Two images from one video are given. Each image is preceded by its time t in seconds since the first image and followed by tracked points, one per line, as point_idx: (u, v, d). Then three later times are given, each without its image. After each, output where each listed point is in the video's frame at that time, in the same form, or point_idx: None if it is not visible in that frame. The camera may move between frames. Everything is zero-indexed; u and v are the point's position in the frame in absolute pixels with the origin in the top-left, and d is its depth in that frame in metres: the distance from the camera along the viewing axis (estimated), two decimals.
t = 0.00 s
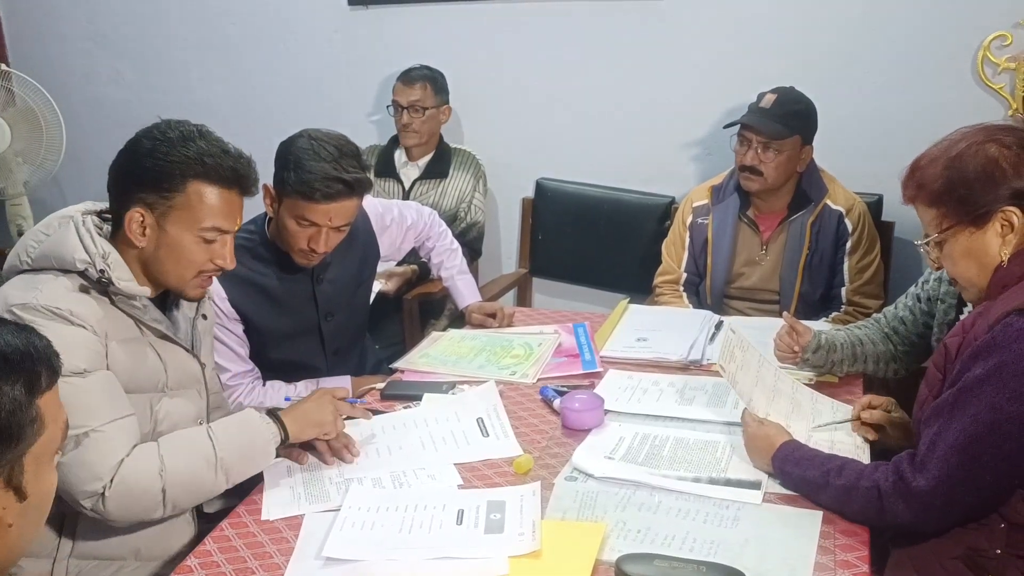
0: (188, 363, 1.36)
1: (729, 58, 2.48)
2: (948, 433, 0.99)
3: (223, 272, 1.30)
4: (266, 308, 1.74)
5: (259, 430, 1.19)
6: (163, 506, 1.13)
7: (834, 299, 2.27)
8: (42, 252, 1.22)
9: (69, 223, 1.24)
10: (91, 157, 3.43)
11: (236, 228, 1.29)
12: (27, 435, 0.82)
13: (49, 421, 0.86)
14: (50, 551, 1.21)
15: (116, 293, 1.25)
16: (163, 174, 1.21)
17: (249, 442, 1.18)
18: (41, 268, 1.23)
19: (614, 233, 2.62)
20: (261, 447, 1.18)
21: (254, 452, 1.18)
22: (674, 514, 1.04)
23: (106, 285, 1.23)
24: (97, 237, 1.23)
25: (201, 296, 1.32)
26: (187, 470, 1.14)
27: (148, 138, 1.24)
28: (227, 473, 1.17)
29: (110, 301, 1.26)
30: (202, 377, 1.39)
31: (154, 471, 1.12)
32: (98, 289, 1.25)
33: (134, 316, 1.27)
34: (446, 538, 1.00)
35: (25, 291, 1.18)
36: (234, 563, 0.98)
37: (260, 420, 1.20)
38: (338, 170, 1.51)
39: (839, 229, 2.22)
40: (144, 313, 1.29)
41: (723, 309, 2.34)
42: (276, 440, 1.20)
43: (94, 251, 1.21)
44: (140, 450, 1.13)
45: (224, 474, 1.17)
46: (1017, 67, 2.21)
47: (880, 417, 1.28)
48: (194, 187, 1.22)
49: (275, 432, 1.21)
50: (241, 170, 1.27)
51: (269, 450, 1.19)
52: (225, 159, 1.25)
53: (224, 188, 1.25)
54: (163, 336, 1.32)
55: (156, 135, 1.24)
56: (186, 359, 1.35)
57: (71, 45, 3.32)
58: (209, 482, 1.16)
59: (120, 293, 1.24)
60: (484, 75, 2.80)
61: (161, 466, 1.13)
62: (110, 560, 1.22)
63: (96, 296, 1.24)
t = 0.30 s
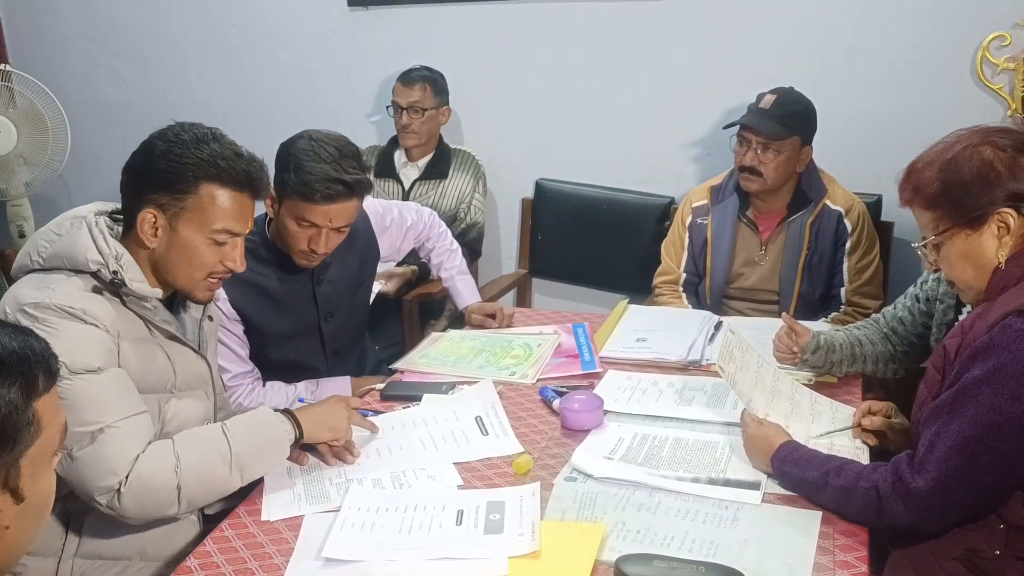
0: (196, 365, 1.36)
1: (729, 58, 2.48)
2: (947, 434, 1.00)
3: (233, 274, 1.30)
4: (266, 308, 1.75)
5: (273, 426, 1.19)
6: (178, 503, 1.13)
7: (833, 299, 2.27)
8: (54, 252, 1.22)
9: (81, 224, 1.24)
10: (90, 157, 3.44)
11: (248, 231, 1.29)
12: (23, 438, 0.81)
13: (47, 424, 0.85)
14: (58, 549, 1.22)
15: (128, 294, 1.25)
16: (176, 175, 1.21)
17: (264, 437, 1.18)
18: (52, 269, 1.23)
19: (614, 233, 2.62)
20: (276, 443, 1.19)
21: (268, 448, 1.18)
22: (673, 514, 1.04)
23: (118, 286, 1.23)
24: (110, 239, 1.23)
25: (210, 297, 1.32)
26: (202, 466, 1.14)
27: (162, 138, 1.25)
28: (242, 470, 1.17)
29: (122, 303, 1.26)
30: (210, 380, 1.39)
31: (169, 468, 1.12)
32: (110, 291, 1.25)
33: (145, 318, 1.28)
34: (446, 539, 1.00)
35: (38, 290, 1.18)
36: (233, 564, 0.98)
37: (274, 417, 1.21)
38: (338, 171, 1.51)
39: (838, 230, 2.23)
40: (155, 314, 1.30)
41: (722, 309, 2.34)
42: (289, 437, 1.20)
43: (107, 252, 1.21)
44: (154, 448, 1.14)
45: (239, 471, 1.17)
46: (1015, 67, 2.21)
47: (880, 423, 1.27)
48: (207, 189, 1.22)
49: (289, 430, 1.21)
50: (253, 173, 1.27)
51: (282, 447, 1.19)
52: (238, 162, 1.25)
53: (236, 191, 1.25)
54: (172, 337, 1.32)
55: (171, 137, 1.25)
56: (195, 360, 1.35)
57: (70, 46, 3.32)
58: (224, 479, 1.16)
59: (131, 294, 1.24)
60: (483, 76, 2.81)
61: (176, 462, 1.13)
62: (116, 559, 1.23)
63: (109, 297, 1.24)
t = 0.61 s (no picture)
0: (194, 371, 1.37)
1: (729, 57, 2.48)
2: (946, 433, 0.99)
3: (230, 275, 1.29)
4: (266, 308, 1.75)
5: (210, 442, 1.18)
6: (113, 525, 1.10)
7: (834, 298, 2.27)
8: (54, 253, 1.22)
9: (81, 225, 1.24)
10: (89, 157, 3.44)
11: (246, 230, 1.28)
12: (22, 436, 0.81)
13: (44, 421, 0.85)
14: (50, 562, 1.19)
15: (126, 296, 1.26)
16: (175, 169, 1.21)
17: (200, 455, 1.17)
18: (52, 269, 1.23)
19: (613, 233, 2.62)
20: (213, 460, 1.17)
21: (205, 466, 1.17)
22: (673, 514, 1.04)
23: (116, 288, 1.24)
24: (109, 241, 1.23)
25: (207, 297, 1.30)
26: (139, 486, 1.11)
27: (164, 135, 1.25)
28: (179, 489, 1.15)
29: (118, 304, 1.26)
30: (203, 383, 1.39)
31: (103, 491, 1.08)
32: (109, 293, 1.25)
33: (141, 320, 1.28)
34: (445, 539, 1.00)
35: (34, 292, 1.17)
36: (232, 564, 0.98)
37: (212, 432, 1.19)
38: (338, 170, 1.51)
39: (838, 229, 2.22)
40: (152, 316, 1.30)
41: (723, 308, 2.34)
42: (231, 450, 1.19)
43: (105, 253, 1.21)
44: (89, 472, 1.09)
45: (176, 490, 1.15)
46: (1016, 66, 2.21)
47: (877, 424, 1.27)
48: (205, 184, 1.22)
49: (228, 445, 1.19)
50: (253, 173, 1.27)
51: (219, 465, 1.18)
52: (237, 160, 1.25)
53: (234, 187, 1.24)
54: (170, 341, 1.33)
55: (173, 134, 1.25)
56: (192, 365, 1.36)
57: (69, 46, 3.32)
58: (162, 498, 1.14)
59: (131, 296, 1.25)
60: (483, 75, 2.80)
61: (111, 484, 1.09)
62: (114, 562, 1.22)
63: (107, 300, 1.25)
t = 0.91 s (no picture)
0: (186, 375, 1.33)
1: (728, 58, 2.48)
2: (945, 434, 0.99)
3: (219, 277, 1.29)
4: (265, 309, 1.75)
5: (177, 493, 1.12)
6: (64, 546, 1.11)
7: (833, 298, 2.27)
8: (42, 255, 1.23)
9: (71, 226, 1.24)
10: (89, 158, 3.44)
11: (236, 234, 1.28)
12: (16, 439, 0.81)
13: (40, 424, 0.85)
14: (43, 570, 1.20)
15: (115, 299, 1.24)
16: (168, 171, 1.21)
17: (163, 503, 1.12)
18: (42, 271, 1.24)
19: (613, 233, 2.62)
20: (173, 512, 1.12)
21: (163, 515, 1.12)
22: (672, 515, 1.04)
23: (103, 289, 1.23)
24: (98, 243, 1.23)
25: (196, 301, 1.30)
26: (94, 517, 1.11)
27: (160, 136, 1.26)
28: (135, 530, 1.12)
29: (107, 305, 1.25)
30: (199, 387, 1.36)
31: (60, 511, 1.10)
32: (97, 295, 1.25)
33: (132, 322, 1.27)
34: (444, 539, 1.00)
35: (21, 295, 1.18)
36: (230, 566, 0.98)
37: (183, 480, 1.13)
38: (336, 172, 1.51)
39: (837, 230, 2.23)
40: (143, 319, 1.28)
41: (722, 309, 2.34)
42: (194, 507, 1.12)
43: (93, 255, 1.21)
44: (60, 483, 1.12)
45: (131, 530, 1.12)
46: (1014, 67, 2.21)
47: (878, 429, 1.25)
48: (197, 186, 1.22)
49: (194, 500, 1.12)
50: (246, 176, 1.27)
51: (180, 518, 1.12)
52: (231, 162, 1.25)
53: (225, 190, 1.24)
54: (161, 345, 1.31)
55: (168, 135, 1.26)
56: (184, 369, 1.33)
57: (68, 47, 3.32)
58: (113, 536, 1.12)
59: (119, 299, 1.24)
60: (482, 75, 2.80)
61: (68, 507, 1.10)
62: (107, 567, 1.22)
63: (95, 302, 1.24)
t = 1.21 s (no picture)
0: (183, 379, 1.33)
1: (728, 58, 2.48)
2: (945, 433, 0.99)
3: (220, 281, 1.28)
4: (265, 310, 1.75)
5: (159, 504, 1.13)
6: (43, 553, 1.12)
7: (833, 298, 2.27)
8: (38, 259, 1.23)
9: (67, 230, 1.25)
10: (89, 158, 3.44)
11: (241, 239, 1.27)
12: (15, 439, 0.80)
13: (39, 425, 0.84)
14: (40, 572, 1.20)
15: (110, 303, 1.24)
16: (183, 170, 1.22)
17: (145, 514, 1.12)
18: (38, 275, 1.24)
19: (612, 233, 2.62)
20: (155, 523, 1.13)
21: (144, 526, 1.12)
22: (672, 515, 1.04)
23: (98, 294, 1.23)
24: (94, 246, 1.23)
25: (191, 305, 1.29)
26: (76, 526, 1.11)
27: (176, 138, 1.26)
28: (116, 539, 1.13)
29: (103, 311, 1.25)
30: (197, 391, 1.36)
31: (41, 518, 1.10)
32: (91, 300, 1.25)
33: (127, 326, 1.27)
34: (443, 539, 1.00)
35: (16, 299, 1.18)
36: (230, 566, 0.98)
37: (166, 492, 1.14)
38: (333, 172, 1.51)
39: (836, 229, 2.23)
40: (140, 323, 1.28)
41: (721, 309, 2.34)
42: (176, 518, 1.13)
43: (88, 259, 1.21)
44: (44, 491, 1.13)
45: (112, 539, 1.13)
46: (1014, 66, 2.21)
47: (879, 431, 1.24)
48: (209, 188, 1.22)
49: (176, 511, 1.13)
50: (257, 185, 1.27)
51: (161, 530, 1.13)
52: (245, 169, 1.26)
53: (236, 193, 1.24)
54: (158, 349, 1.31)
55: (184, 138, 1.26)
56: (182, 372, 1.32)
57: (69, 48, 3.33)
58: (95, 545, 1.12)
59: (113, 304, 1.24)
60: (481, 76, 2.80)
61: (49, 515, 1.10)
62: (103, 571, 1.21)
63: (89, 307, 1.24)
